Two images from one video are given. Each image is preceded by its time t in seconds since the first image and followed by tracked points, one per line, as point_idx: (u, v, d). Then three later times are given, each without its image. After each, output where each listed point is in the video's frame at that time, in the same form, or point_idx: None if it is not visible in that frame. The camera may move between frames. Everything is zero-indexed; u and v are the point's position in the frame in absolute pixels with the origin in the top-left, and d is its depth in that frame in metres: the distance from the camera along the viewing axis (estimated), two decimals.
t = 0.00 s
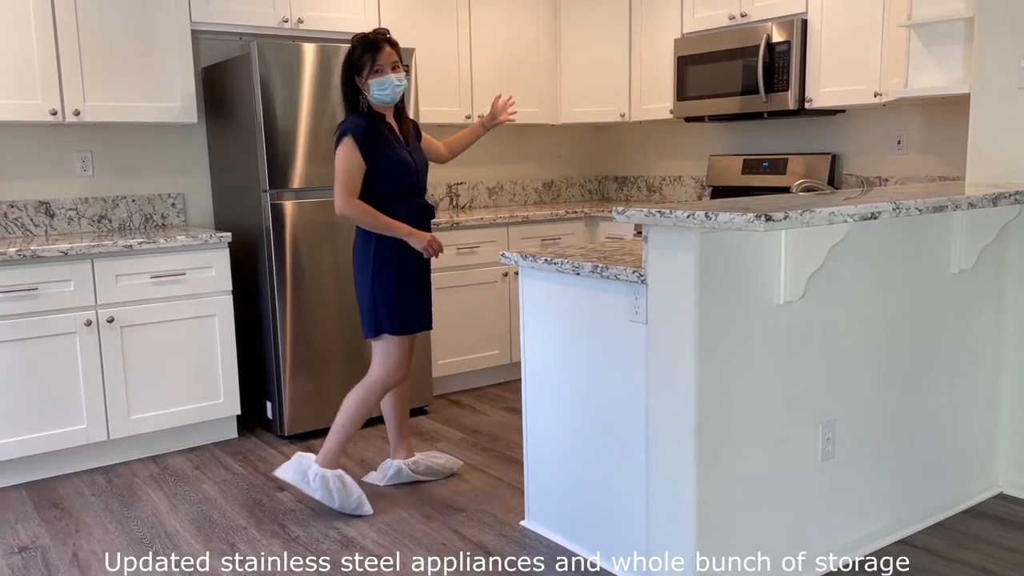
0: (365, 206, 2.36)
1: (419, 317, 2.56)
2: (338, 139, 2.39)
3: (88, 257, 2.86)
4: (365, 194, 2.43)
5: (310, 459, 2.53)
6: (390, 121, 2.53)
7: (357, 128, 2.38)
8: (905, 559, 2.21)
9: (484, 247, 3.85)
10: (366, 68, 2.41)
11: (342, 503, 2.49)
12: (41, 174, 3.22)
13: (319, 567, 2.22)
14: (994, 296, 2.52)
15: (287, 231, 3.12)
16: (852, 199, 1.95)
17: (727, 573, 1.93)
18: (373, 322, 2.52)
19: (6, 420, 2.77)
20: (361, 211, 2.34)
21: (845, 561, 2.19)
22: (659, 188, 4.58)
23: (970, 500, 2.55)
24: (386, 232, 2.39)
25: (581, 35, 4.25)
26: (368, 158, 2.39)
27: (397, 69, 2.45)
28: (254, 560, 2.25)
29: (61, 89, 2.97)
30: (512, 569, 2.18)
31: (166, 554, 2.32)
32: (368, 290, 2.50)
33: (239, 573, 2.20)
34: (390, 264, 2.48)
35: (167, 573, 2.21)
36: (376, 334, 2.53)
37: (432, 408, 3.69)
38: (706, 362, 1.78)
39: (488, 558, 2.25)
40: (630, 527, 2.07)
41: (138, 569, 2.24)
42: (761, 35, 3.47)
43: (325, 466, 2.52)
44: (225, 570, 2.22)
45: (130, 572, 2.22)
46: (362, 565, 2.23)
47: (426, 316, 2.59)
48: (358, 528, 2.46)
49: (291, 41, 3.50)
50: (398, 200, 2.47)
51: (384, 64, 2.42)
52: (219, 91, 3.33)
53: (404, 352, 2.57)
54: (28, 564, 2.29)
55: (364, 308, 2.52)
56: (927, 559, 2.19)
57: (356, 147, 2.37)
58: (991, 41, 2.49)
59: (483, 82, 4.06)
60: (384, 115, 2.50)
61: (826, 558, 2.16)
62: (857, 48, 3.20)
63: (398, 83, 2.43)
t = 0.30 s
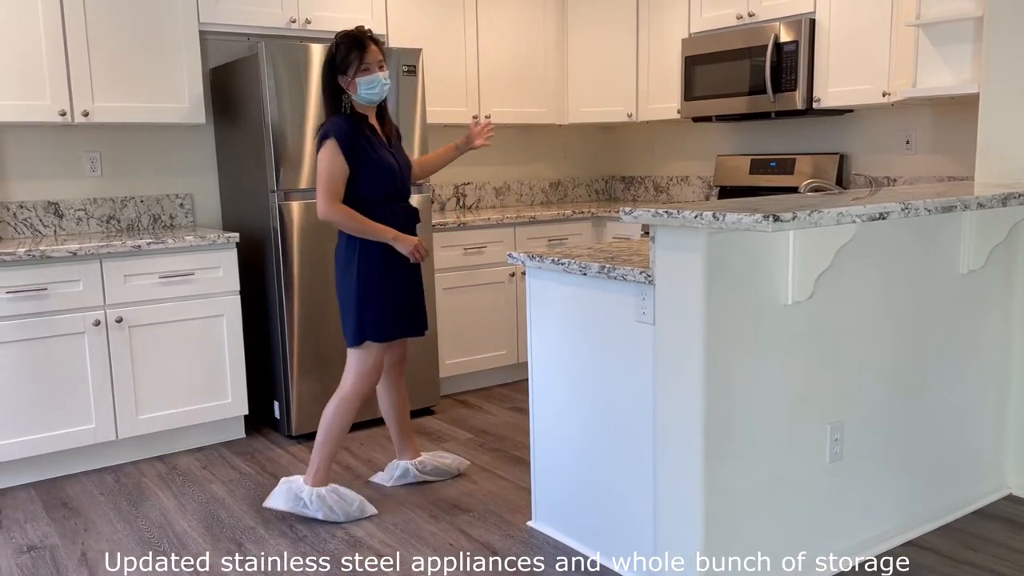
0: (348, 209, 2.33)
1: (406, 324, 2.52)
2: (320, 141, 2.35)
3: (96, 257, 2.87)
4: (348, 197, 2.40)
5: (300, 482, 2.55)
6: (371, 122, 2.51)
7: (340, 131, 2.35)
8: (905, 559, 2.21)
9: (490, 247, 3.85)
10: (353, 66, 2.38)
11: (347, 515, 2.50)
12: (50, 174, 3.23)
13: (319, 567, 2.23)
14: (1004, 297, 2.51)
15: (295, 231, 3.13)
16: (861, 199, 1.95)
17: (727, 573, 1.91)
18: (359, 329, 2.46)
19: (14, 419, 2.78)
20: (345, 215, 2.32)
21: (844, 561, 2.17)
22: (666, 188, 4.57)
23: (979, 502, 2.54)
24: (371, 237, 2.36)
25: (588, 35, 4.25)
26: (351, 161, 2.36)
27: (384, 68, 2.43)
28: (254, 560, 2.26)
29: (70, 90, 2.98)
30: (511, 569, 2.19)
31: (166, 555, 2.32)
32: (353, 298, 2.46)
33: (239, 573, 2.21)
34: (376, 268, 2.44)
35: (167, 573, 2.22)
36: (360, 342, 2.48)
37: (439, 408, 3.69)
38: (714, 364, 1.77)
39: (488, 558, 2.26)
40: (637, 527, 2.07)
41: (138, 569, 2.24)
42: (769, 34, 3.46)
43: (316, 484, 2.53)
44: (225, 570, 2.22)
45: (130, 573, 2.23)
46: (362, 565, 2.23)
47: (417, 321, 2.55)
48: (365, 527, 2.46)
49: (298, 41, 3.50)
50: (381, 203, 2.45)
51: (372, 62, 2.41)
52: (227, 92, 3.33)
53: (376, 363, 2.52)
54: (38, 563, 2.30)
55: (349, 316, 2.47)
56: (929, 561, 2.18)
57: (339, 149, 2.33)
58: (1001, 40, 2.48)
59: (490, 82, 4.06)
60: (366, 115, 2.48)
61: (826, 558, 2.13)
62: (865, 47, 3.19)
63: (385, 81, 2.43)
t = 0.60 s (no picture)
0: (330, 216, 2.29)
1: (385, 331, 2.51)
2: (304, 145, 2.29)
3: (108, 257, 2.88)
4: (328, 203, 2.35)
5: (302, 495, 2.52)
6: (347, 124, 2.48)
7: (329, 135, 2.30)
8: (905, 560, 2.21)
9: (499, 247, 3.86)
10: (353, 64, 2.37)
11: (354, 515, 2.50)
12: (62, 174, 3.25)
13: (319, 567, 2.23)
14: (1016, 297, 2.49)
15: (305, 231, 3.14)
16: (871, 199, 1.94)
17: (727, 573, 1.87)
18: (342, 340, 2.42)
19: (28, 417, 2.80)
20: (330, 223, 2.28)
21: (844, 562, 2.14)
22: (675, 187, 4.56)
23: (990, 503, 2.53)
24: (353, 245, 2.34)
25: (597, 35, 4.24)
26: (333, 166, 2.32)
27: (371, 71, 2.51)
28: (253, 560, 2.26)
29: (81, 91, 2.99)
30: (511, 569, 2.19)
31: (165, 555, 2.32)
32: (332, 307, 2.41)
33: (239, 573, 2.21)
34: (357, 278, 2.42)
35: (167, 573, 2.22)
36: (341, 354, 2.43)
37: (448, 408, 3.70)
38: (724, 363, 1.77)
39: (488, 558, 2.26)
40: (646, 527, 2.07)
41: (138, 569, 2.25)
42: (780, 34, 3.45)
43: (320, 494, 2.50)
44: (225, 570, 2.22)
45: (130, 572, 2.23)
46: (362, 565, 2.24)
47: (399, 326, 2.55)
48: (374, 527, 2.47)
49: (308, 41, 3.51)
50: (356, 208, 2.42)
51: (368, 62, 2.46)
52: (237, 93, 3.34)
53: (353, 370, 2.49)
54: (50, 561, 2.31)
55: (329, 327, 2.42)
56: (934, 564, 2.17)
57: (324, 154, 2.29)
58: (1013, 38, 2.47)
59: (499, 83, 4.06)
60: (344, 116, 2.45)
61: (826, 558, 2.10)
62: (876, 46, 3.18)
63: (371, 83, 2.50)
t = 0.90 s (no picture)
0: (323, 218, 2.25)
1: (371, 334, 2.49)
2: (296, 144, 2.24)
3: (121, 257, 2.90)
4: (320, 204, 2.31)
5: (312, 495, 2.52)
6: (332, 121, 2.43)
7: (321, 135, 2.26)
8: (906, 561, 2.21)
9: (510, 247, 3.86)
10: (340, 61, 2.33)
11: (364, 514, 2.50)
12: (76, 175, 3.27)
13: (319, 567, 2.23)
14: None
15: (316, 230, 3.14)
16: (884, 198, 1.93)
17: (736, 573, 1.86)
18: (332, 343, 2.38)
19: (43, 416, 2.82)
20: (323, 225, 2.24)
21: (844, 562, 2.11)
22: (686, 187, 4.55)
23: (1003, 505, 2.51)
24: (346, 246, 2.31)
25: (608, 35, 4.24)
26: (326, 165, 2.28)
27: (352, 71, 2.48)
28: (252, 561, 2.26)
29: (95, 91, 3.01)
30: (511, 569, 2.19)
31: (164, 555, 2.33)
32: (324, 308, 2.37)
33: (238, 573, 2.21)
34: (347, 280, 2.39)
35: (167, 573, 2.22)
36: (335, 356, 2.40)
37: (458, 407, 3.70)
38: (735, 363, 1.76)
39: (488, 558, 2.26)
40: (657, 527, 2.06)
41: (139, 569, 2.25)
42: (792, 33, 3.44)
43: (329, 494, 2.50)
44: (225, 570, 2.23)
45: (130, 572, 2.23)
46: (362, 565, 2.24)
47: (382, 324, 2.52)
48: (385, 526, 2.47)
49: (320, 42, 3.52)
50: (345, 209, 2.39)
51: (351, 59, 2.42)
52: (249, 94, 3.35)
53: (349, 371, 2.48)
54: (63, 559, 2.33)
55: (317, 329, 2.37)
56: (939, 566, 2.16)
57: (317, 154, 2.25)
58: None
59: (510, 82, 4.06)
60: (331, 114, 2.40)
61: (826, 558, 2.07)
62: (889, 46, 3.16)
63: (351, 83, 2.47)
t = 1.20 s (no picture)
0: (324, 218, 2.23)
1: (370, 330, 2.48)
2: (294, 145, 2.21)
3: (135, 256, 2.92)
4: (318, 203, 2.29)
5: (324, 497, 2.51)
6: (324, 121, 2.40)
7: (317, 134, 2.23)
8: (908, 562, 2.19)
9: (522, 247, 3.86)
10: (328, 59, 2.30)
11: (375, 513, 2.50)
12: (91, 175, 3.29)
13: (319, 567, 2.23)
14: None
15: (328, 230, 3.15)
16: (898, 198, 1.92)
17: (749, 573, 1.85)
18: (340, 342, 2.36)
19: (58, 414, 2.85)
20: (324, 224, 2.22)
21: (843, 562, 2.07)
22: (699, 187, 4.54)
23: (1018, 507, 2.49)
24: (347, 245, 2.29)
25: (620, 34, 4.23)
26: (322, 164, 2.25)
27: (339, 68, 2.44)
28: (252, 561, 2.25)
29: (110, 92, 3.03)
30: (512, 569, 2.19)
31: (165, 555, 2.33)
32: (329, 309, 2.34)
33: (238, 573, 2.21)
34: (349, 280, 2.37)
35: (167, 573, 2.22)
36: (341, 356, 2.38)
37: (470, 407, 3.70)
38: (749, 364, 1.76)
39: (488, 558, 2.26)
40: (669, 527, 2.06)
41: (138, 569, 2.25)
42: (805, 32, 3.42)
43: (343, 494, 2.50)
44: (225, 570, 2.23)
45: (130, 572, 2.23)
46: (362, 565, 2.24)
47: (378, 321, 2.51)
48: (397, 525, 2.48)
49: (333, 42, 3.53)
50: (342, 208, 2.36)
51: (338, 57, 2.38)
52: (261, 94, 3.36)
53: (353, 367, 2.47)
54: (78, 556, 2.34)
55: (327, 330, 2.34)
56: (942, 569, 2.15)
57: (313, 154, 2.21)
58: None
59: (522, 82, 4.06)
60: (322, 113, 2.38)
61: (826, 558, 2.03)
62: (904, 44, 3.14)
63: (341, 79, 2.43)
